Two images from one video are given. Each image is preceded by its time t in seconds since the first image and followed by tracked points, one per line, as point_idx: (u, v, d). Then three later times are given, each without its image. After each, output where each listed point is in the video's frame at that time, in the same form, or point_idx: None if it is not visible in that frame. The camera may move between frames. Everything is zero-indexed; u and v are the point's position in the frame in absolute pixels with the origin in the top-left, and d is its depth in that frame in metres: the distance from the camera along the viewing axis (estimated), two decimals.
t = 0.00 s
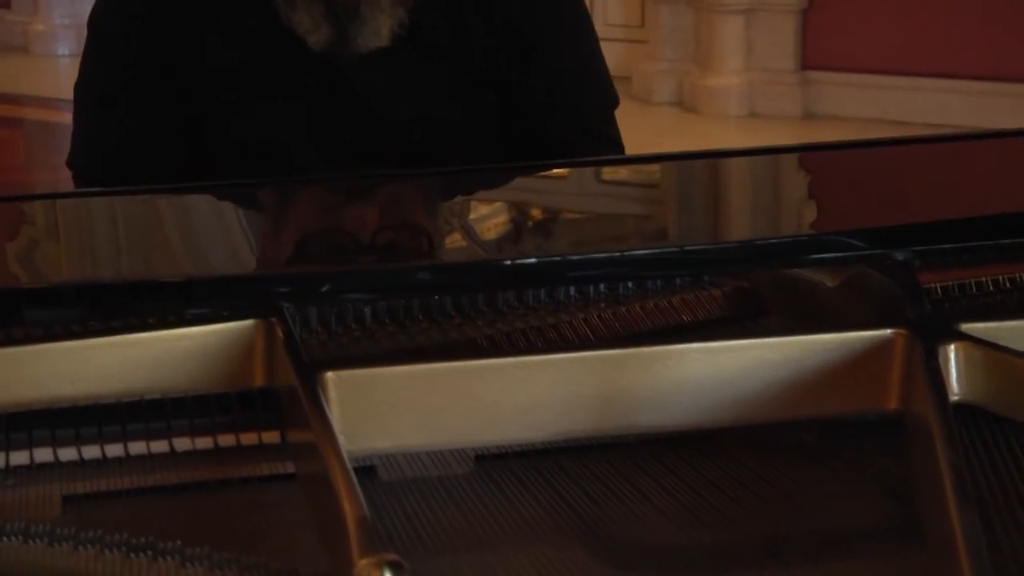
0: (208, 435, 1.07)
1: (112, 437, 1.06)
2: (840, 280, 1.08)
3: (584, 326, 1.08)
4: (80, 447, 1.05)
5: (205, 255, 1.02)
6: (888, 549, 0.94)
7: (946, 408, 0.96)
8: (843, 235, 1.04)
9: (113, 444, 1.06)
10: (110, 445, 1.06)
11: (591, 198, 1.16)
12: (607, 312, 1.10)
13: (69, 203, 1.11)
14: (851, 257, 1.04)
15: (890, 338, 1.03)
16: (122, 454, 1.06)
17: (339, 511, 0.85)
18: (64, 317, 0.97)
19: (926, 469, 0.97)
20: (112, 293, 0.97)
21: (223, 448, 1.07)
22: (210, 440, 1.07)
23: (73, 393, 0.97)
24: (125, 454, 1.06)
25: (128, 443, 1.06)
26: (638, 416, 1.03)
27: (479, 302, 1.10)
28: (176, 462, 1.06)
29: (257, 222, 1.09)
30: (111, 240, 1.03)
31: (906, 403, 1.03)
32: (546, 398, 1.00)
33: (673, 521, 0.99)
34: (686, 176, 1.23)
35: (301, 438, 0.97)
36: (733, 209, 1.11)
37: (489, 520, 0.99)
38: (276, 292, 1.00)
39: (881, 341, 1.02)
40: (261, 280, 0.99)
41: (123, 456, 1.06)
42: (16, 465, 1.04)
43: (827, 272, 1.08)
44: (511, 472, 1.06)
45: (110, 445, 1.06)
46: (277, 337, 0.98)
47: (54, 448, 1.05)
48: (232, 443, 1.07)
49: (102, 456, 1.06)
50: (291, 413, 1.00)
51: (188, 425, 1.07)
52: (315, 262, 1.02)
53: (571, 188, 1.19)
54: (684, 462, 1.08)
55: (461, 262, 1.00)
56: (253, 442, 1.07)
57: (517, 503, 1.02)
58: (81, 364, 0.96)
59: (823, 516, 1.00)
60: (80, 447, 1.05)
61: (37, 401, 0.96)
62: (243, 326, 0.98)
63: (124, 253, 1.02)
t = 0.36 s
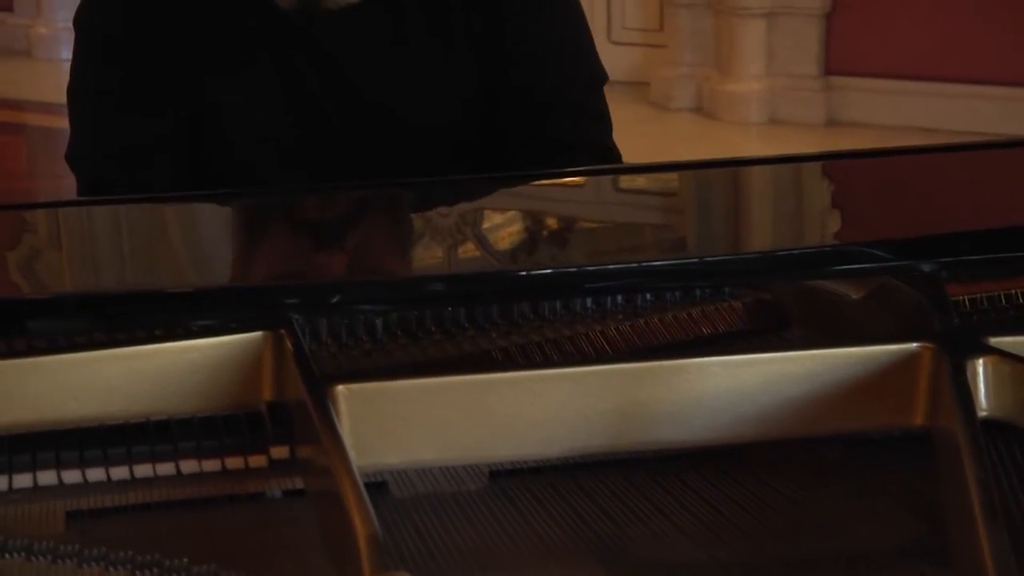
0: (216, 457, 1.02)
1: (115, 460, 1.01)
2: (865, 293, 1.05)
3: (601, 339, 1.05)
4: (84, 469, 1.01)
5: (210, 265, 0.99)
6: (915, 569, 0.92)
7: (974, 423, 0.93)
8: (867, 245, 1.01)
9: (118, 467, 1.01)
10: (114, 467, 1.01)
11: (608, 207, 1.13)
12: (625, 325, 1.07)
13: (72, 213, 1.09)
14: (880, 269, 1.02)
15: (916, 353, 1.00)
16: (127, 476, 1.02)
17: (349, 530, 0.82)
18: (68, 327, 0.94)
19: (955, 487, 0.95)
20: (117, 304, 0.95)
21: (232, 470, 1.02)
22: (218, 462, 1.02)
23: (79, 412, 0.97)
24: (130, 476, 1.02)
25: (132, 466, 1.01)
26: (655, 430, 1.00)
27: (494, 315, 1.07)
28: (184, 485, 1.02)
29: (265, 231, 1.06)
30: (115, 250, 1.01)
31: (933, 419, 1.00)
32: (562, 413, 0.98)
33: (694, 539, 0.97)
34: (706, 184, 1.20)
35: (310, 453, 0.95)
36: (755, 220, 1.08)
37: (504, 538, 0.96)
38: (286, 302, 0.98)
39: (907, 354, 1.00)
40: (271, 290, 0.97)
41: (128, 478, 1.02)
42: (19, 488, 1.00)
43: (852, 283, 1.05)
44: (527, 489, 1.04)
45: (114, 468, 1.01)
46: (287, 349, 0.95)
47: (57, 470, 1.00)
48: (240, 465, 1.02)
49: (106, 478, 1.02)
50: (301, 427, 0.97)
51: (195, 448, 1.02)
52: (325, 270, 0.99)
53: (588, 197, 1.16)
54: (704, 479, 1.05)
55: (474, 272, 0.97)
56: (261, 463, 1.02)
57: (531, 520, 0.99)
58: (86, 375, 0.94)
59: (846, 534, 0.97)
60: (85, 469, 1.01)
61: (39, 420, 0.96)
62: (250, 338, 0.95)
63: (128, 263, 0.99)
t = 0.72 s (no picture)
0: (223, 462, 1.00)
1: (120, 464, 1.00)
2: (892, 303, 0.99)
3: (619, 351, 1.02)
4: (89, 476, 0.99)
5: (216, 271, 0.97)
6: None
7: (1003, 439, 0.91)
8: (897, 255, 0.98)
9: (122, 472, 1.00)
10: (120, 472, 1.00)
11: (626, 215, 1.10)
12: (644, 337, 1.05)
13: (75, 220, 1.07)
14: (908, 281, 0.98)
15: (944, 365, 0.98)
16: (132, 481, 1.00)
17: (360, 548, 0.79)
18: (73, 337, 0.90)
19: (984, 505, 0.92)
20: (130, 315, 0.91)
21: (239, 476, 1.00)
22: (224, 468, 1.00)
23: (80, 417, 0.95)
24: (135, 481, 1.00)
25: (138, 471, 1.00)
26: (673, 444, 0.97)
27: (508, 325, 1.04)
28: (190, 493, 1.00)
29: (274, 238, 1.04)
30: (118, 258, 0.98)
31: (961, 434, 0.97)
32: (579, 428, 0.95)
33: (713, 557, 0.94)
34: (726, 191, 1.17)
35: (319, 466, 0.92)
36: (777, 230, 1.04)
37: (519, 554, 0.94)
38: (293, 311, 0.93)
39: (935, 367, 0.97)
40: (278, 298, 0.93)
41: (133, 484, 1.00)
42: (22, 494, 0.98)
43: (876, 294, 0.99)
44: (542, 504, 1.01)
45: (119, 473, 1.00)
46: (296, 360, 0.92)
47: (60, 475, 0.98)
48: (246, 471, 1.00)
49: (110, 484, 1.00)
50: (309, 439, 0.94)
51: (201, 452, 1.00)
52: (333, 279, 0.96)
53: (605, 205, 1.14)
54: (723, 493, 1.03)
55: (487, 281, 0.95)
56: (269, 469, 1.00)
57: (546, 535, 0.97)
58: (90, 385, 0.92)
59: (870, 551, 0.94)
60: (88, 475, 0.99)
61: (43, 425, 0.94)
62: (259, 349, 0.93)
63: (131, 270, 0.96)
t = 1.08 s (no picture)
0: (227, 474, 0.97)
1: (120, 477, 0.96)
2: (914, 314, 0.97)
3: (633, 363, 1.00)
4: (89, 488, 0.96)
5: (219, 280, 0.93)
6: None
7: None
8: (917, 263, 0.94)
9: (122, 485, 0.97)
10: (119, 485, 0.96)
11: (640, 221, 1.08)
12: (659, 346, 1.02)
13: (75, 228, 1.04)
14: (937, 287, 0.94)
15: (968, 377, 0.95)
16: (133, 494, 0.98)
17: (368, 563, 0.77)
18: (71, 346, 0.87)
19: (1012, 520, 0.89)
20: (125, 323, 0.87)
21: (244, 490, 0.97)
22: (229, 480, 0.97)
23: (79, 429, 0.92)
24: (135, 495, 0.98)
25: (139, 483, 0.97)
26: (690, 457, 0.95)
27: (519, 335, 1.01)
28: (192, 506, 0.97)
29: (279, 244, 1.01)
30: (118, 266, 0.95)
31: (988, 449, 0.95)
32: (593, 441, 0.92)
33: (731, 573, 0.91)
34: (743, 196, 1.15)
35: (325, 480, 0.89)
36: (796, 237, 1.02)
37: (530, 569, 0.91)
38: (299, 320, 0.90)
39: (960, 379, 0.95)
40: (281, 307, 0.89)
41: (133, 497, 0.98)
42: (21, 506, 0.96)
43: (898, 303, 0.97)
44: (554, 519, 0.98)
45: (120, 486, 0.97)
46: (301, 368, 0.90)
47: (59, 488, 0.96)
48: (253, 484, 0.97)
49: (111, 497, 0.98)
50: (315, 450, 0.92)
51: (202, 464, 0.97)
52: (336, 288, 0.92)
53: (619, 210, 1.11)
54: (740, 508, 1.00)
55: (499, 290, 0.91)
56: (274, 482, 0.97)
57: (559, 551, 0.94)
58: (92, 396, 0.90)
59: (894, 568, 0.92)
60: (88, 488, 0.96)
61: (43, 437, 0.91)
62: (263, 358, 0.91)
63: (131, 279, 0.94)
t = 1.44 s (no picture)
0: (228, 491, 0.95)
1: (119, 494, 0.94)
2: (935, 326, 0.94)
3: (646, 377, 0.97)
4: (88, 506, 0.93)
5: (222, 290, 0.91)
6: None
7: None
8: (938, 275, 0.92)
9: (121, 503, 0.94)
10: (119, 503, 0.93)
11: (655, 230, 1.05)
12: (673, 360, 0.99)
13: (71, 241, 1.02)
14: (951, 300, 0.92)
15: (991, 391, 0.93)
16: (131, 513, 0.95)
17: None
18: (71, 360, 0.84)
19: None
20: (124, 333, 0.84)
21: (244, 507, 0.95)
22: (229, 498, 0.95)
23: (78, 443, 0.89)
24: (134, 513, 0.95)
25: (139, 501, 0.94)
26: (705, 474, 0.92)
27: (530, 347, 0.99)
28: (193, 523, 0.95)
29: (281, 255, 0.98)
30: (117, 278, 0.93)
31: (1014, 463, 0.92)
32: (607, 457, 0.90)
33: None
34: (760, 206, 1.12)
35: (330, 497, 0.87)
36: (812, 249, 0.99)
37: None
38: (304, 334, 0.87)
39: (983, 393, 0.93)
40: (288, 320, 0.86)
41: (132, 516, 0.95)
42: (16, 525, 0.93)
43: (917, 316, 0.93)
44: (565, 537, 0.96)
45: (119, 504, 0.94)
46: (303, 381, 0.87)
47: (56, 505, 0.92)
48: (254, 501, 0.95)
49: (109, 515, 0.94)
50: (318, 466, 0.89)
51: (203, 481, 0.94)
52: (339, 299, 0.90)
53: (633, 220, 1.08)
54: (757, 527, 0.97)
55: (509, 302, 0.89)
56: (276, 498, 0.94)
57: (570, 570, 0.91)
58: (89, 412, 0.87)
59: None
60: (87, 506, 0.93)
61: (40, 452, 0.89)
62: (266, 372, 0.88)
63: (131, 291, 0.91)
